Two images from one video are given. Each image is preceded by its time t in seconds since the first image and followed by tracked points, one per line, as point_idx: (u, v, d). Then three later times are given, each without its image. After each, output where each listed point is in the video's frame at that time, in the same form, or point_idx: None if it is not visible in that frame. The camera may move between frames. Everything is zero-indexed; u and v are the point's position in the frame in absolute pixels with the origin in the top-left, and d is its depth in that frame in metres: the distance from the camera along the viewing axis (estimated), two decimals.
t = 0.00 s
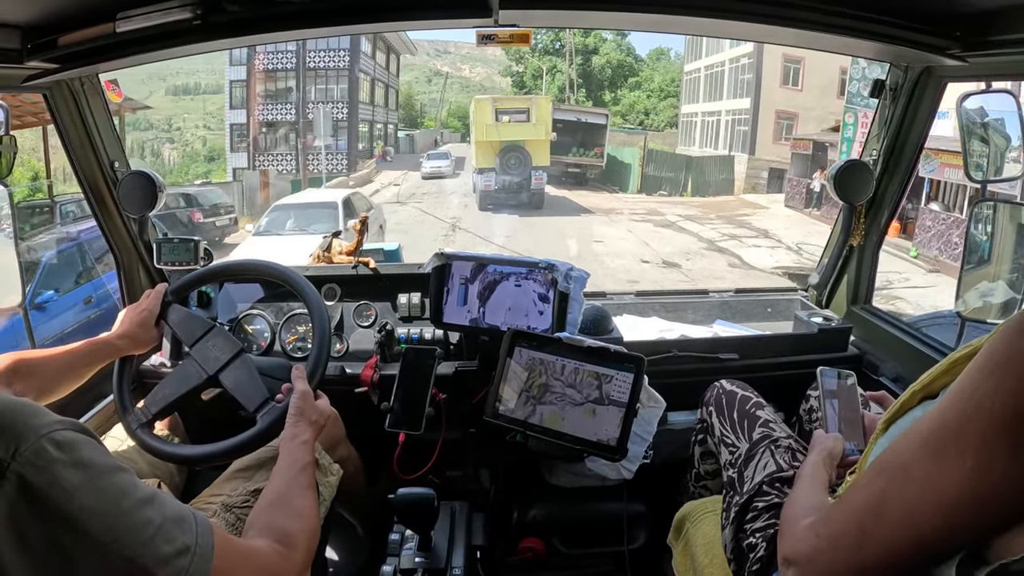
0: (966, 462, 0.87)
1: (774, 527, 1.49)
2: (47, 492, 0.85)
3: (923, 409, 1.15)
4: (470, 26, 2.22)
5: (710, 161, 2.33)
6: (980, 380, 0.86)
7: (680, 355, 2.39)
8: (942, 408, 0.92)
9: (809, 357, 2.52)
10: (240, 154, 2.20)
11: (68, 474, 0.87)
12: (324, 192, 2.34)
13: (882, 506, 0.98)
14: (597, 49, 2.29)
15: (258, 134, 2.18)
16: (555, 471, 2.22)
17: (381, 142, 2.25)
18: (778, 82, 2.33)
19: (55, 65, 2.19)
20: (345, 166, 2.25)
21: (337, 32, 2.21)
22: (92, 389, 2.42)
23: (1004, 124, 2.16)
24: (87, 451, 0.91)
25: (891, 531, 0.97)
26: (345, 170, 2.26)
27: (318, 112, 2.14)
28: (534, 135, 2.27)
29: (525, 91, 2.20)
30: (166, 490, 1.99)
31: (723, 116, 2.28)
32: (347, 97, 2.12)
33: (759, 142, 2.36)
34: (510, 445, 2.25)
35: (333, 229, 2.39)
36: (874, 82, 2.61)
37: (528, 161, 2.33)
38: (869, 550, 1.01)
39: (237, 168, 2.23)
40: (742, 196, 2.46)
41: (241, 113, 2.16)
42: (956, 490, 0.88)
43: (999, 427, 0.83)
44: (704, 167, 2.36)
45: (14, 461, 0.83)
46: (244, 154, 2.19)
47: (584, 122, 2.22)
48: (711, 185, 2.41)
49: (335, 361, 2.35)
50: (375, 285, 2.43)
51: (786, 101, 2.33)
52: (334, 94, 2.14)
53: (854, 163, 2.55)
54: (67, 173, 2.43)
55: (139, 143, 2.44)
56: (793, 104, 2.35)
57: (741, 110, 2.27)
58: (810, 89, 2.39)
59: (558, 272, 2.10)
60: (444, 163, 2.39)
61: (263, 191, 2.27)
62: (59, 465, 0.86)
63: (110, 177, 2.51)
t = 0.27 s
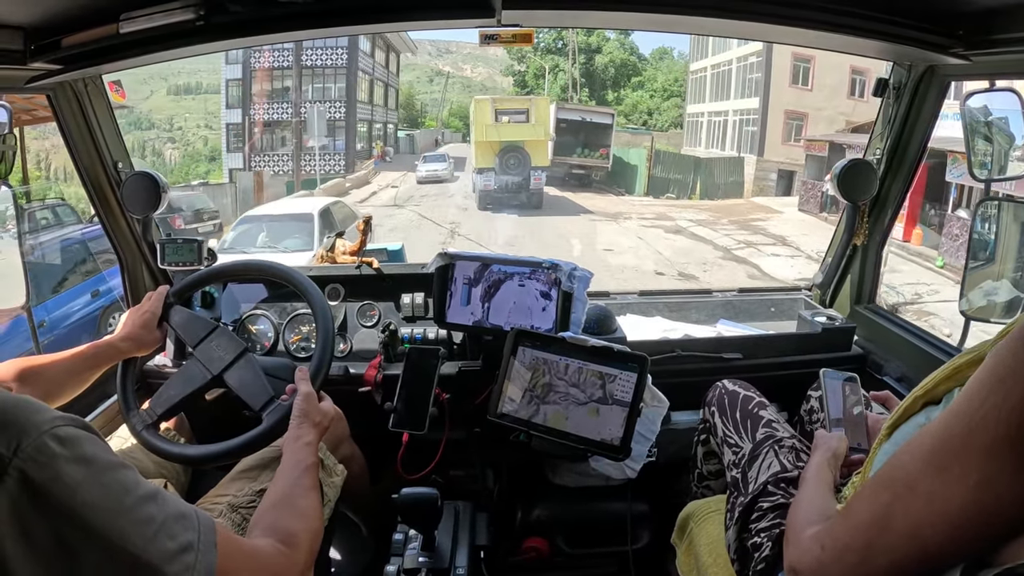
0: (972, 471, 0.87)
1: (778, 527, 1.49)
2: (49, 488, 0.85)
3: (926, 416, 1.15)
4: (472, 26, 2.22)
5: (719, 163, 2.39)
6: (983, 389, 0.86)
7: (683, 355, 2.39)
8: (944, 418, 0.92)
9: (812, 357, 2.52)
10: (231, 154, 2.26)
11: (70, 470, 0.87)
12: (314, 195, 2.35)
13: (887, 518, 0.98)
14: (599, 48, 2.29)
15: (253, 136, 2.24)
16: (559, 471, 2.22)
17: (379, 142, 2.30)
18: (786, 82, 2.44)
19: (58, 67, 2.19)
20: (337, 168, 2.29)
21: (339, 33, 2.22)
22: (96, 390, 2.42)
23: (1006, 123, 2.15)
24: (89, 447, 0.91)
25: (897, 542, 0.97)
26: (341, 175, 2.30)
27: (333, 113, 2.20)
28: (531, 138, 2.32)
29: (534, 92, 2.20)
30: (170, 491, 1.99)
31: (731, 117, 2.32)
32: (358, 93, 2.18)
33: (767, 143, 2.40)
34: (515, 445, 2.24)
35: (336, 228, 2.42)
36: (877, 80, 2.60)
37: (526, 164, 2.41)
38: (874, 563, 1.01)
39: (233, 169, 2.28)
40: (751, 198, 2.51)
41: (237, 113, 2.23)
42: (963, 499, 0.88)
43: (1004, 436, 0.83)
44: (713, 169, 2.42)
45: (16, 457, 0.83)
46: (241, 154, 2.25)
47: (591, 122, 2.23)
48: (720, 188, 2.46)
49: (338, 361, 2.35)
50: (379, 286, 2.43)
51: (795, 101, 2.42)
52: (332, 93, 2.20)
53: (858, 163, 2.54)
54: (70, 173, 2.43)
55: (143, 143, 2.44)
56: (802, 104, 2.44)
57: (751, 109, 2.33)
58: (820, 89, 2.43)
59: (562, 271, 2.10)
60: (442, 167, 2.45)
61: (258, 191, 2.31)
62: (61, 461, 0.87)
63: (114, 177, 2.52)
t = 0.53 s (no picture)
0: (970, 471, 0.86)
1: (779, 528, 1.49)
2: (47, 488, 0.85)
3: (927, 416, 1.14)
4: (475, 27, 2.22)
5: (728, 164, 2.34)
6: (979, 389, 0.85)
7: (686, 355, 2.39)
8: (943, 417, 0.92)
9: (815, 358, 2.51)
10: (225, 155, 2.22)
11: (68, 470, 0.88)
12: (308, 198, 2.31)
13: (888, 517, 0.98)
14: (603, 47, 2.30)
15: (247, 136, 2.16)
16: (561, 471, 2.22)
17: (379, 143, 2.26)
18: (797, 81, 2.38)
19: (60, 67, 2.19)
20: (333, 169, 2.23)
21: (341, 33, 2.22)
22: (98, 391, 2.43)
23: (1009, 124, 2.15)
24: (89, 447, 0.91)
25: (897, 541, 0.97)
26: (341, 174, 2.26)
27: (327, 111, 2.13)
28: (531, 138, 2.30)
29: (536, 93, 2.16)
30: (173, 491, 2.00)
31: (738, 117, 2.25)
32: (358, 89, 2.15)
33: (777, 144, 2.33)
34: (516, 446, 2.23)
35: (338, 229, 2.41)
36: (879, 81, 2.60)
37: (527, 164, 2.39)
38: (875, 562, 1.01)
39: (227, 169, 2.23)
40: (761, 201, 2.43)
41: (232, 113, 2.17)
42: (962, 499, 0.87)
43: (1001, 436, 0.83)
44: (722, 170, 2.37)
45: (16, 458, 0.84)
46: (232, 155, 2.20)
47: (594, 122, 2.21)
48: (729, 191, 2.41)
49: (341, 362, 2.37)
50: (382, 286, 2.44)
51: (805, 101, 2.34)
52: (328, 92, 2.14)
53: (860, 163, 2.54)
54: (73, 173, 2.43)
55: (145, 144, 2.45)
56: (812, 104, 2.36)
57: (758, 109, 2.24)
58: (832, 88, 2.47)
59: (564, 272, 2.11)
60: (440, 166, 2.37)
61: (248, 193, 2.29)
62: (61, 461, 0.87)
63: (115, 177, 2.52)
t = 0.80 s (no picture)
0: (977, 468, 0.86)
1: (780, 528, 1.49)
2: (52, 486, 0.85)
3: (931, 414, 1.14)
4: (477, 26, 2.23)
5: (738, 167, 2.40)
6: (987, 385, 0.86)
7: (689, 355, 2.39)
8: (949, 414, 0.92)
9: (817, 358, 2.51)
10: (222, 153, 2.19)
11: (72, 468, 0.88)
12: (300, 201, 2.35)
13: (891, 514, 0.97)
14: (605, 46, 2.30)
15: (243, 136, 2.18)
16: (564, 471, 2.23)
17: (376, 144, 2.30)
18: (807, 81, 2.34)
19: (64, 67, 2.20)
20: (328, 167, 2.24)
21: (345, 33, 2.22)
22: (101, 390, 2.43)
23: (1010, 124, 2.13)
24: (91, 445, 0.91)
25: (899, 539, 0.96)
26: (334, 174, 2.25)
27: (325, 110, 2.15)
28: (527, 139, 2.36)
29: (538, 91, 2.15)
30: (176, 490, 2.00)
31: (746, 117, 2.31)
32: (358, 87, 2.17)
33: (787, 145, 2.37)
34: (519, 446, 2.23)
35: (340, 230, 2.42)
36: (882, 80, 2.59)
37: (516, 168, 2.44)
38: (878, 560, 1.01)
39: (222, 170, 2.21)
40: (772, 204, 2.46)
41: (226, 112, 2.17)
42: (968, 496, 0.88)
43: (1009, 431, 0.83)
44: (731, 172, 2.44)
45: (19, 455, 0.84)
46: (228, 155, 2.19)
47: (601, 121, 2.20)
48: (738, 194, 2.46)
49: (343, 361, 2.37)
50: (384, 286, 2.43)
51: (815, 101, 2.31)
52: (325, 91, 2.16)
53: (862, 163, 2.54)
54: (76, 173, 2.44)
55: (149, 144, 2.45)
56: (822, 104, 2.35)
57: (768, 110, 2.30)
58: (842, 88, 2.47)
59: (567, 272, 2.11)
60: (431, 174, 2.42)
61: (240, 196, 2.26)
62: (64, 459, 0.87)
63: (118, 177, 2.52)
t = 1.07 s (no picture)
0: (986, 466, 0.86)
1: (784, 529, 1.48)
2: (53, 484, 0.85)
3: (938, 414, 1.14)
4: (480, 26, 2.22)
5: (748, 169, 2.47)
6: (998, 383, 0.86)
7: (692, 356, 2.38)
8: (960, 412, 0.92)
9: (820, 358, 2.51)
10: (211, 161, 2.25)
11: (73, 466, 0.88)
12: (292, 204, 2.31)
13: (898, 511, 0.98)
14: (609, 45, 2.31)
15: (237, 136, 2.19)
16: (565, 471, 2.23)
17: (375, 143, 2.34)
18: (817, 80, 2.40)
19: (67, 65, 2.20)
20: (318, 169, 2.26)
21: (347, 33, 2.22)
22: (103, 388, 2.43)
23: (1016, 124, 2.13)
24: (92, 444, 0.92)
25: (905, 537, 0.97)
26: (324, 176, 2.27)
27: (318, 113, 2.14)
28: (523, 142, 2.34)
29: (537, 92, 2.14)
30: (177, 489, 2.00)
31: (754, 117, 2.35)
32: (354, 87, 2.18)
33: (798, 148, 2.43)
34: (521, 446, 2.23)
35: (344, 228, 2.42)
36: (886, 81, 2.60)
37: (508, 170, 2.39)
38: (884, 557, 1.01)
39: (217, 171, 2.24)
40: (783, 209, 2.55)
41: (220, 111, 2.19)
42: (976, 495, 0.88)
43: (1018, 429, 0.83)
44: (741, 176, 2.51)
45: (20, 453, 0.84)
46: (219, 159, 2.22)
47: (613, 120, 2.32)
48: (749, 198, 2.53)
49: (344, 360, 2.36)
50: (387, 284, 2.44)
51: (825, 102, 2.40)
52: (321, 90, 2.17)
53: (865, 163, 2.54)
54: (78, 172, 2.44)
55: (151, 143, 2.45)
56: (834, 105, 2.48)
57: (779, 110, 2.36)
58: (837, 89, 2.47)
59: (569, 271, 2.11)
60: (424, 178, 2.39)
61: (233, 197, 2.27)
62: (65, 457, 0.87)
63: (120, 175, 2.53)
